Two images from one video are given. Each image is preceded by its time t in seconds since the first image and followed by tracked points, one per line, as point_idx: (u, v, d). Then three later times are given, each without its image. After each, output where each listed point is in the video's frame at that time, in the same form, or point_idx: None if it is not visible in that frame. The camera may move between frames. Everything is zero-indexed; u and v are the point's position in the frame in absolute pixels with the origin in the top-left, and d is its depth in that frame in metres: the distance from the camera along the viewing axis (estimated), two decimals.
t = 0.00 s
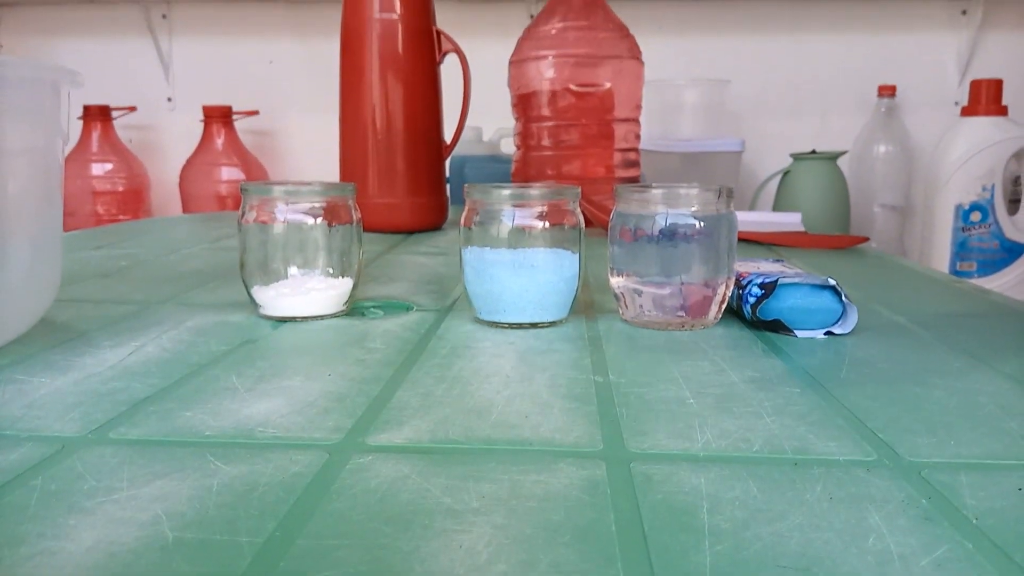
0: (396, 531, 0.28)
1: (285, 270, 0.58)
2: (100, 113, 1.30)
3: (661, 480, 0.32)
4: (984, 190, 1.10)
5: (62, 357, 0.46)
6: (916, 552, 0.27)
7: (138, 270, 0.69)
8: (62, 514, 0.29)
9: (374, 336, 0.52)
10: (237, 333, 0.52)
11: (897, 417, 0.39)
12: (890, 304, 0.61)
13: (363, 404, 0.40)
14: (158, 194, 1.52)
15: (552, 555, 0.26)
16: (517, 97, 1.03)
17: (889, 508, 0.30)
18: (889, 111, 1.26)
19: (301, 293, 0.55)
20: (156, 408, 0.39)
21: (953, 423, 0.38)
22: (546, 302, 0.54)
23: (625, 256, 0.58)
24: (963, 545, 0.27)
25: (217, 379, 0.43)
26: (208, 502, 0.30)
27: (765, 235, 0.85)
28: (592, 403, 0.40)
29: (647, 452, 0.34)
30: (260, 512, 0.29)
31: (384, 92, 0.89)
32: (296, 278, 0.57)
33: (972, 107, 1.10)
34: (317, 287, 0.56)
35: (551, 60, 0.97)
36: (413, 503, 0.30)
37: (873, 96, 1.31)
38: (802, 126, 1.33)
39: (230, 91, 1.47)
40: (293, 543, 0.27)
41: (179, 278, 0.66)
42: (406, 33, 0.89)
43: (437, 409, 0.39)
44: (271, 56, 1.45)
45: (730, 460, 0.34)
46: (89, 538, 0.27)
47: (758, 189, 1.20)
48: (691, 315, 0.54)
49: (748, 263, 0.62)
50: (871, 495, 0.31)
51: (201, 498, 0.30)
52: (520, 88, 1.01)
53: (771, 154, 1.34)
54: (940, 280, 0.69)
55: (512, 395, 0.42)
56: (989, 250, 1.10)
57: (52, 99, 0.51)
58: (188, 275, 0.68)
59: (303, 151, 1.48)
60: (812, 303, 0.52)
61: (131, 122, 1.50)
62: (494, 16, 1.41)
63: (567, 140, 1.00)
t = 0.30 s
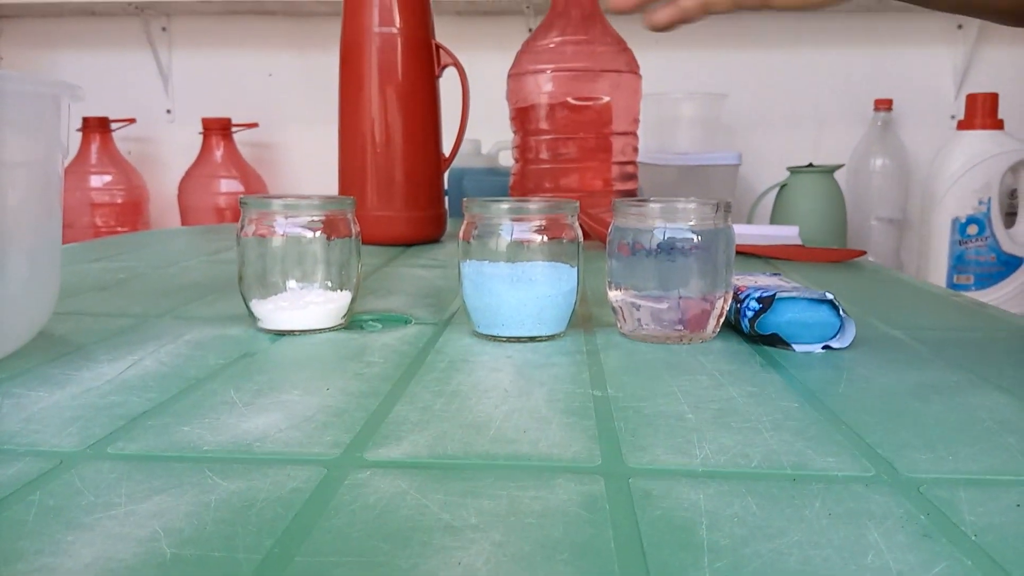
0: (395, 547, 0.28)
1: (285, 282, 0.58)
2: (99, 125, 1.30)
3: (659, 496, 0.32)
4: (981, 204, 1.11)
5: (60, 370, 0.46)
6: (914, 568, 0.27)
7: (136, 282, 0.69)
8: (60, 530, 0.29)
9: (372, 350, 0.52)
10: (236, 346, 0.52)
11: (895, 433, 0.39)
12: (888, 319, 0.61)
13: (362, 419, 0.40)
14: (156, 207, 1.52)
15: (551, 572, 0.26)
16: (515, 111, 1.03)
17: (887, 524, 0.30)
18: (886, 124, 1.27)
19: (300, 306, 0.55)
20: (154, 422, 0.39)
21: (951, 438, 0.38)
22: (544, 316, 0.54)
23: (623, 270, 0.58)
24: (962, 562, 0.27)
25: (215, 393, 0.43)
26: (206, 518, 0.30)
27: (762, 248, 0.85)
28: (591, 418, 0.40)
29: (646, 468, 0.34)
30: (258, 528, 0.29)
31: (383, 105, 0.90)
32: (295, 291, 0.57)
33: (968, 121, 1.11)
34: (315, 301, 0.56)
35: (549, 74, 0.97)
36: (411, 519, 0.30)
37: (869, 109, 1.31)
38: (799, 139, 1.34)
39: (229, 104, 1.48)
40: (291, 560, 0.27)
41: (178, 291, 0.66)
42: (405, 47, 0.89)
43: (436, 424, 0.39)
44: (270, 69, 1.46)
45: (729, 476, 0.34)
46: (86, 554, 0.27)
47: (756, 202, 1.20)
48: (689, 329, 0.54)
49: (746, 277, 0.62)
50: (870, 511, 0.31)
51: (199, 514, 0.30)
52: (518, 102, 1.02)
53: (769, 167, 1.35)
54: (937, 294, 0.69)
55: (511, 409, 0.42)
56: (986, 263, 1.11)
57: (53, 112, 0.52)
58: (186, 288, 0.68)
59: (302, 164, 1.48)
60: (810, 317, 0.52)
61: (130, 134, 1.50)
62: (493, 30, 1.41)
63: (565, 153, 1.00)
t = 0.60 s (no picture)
0: (394, 563, 0.28)
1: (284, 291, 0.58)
2: (100, 132, 1.31)
3: (659, 511, 0.32)
4: (981, 215, 1.11)
5: (60, 381, 0.46)
6: None
7: (136, 291, 0.69)
8: (59, 543, 0.29)
9: (372, 361, 0.52)
10: (236, 357, 0.52)
11: (896, 448, 0.39)
12: (888, 331, 0.61)
13: (361, 431, 0.40)
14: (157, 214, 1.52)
15: None
16: (515, 121, 1.03)
17: (887, 540, 0.30)
18: (886, 135, 1.28)
19: (300, 317, 0.55)
20: (153, 434, 0.39)
21: (951, 453, 0.38)
22: (544, 327, 0.54)
23: (623, 281, 0.58)
24: None
25: (214, 404, 0.43)
26: (205, 532, 0.30)
27: (762, 259, 0.85)
28: (590, 432, 0.40)
29: (646, 482, 0.34)
30: (257, 542, 0.29)
31: (384, 115, 0.90)
32: (295, 300, 0.57)
33: (968, 133, 1.11)
34: (315, 312, 0.56)
35: (549, 84, 0.98)
36: (410, 534, 0.30)
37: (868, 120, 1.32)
38: (799, 149, 1.34)
39: (230, 112, 1.48)
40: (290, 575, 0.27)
41: (178, 300, 0.66)
42: (406, 57, 0.90)
43: (435, 436, 0.39)
44: (271, 77, 1.46)
45: (729, 491, 0.34)
46: (85, 568, 0.27)
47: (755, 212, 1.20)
48: (689, 341, 0.54)
49: (745, 288, 0.62)
50: (870, 527, 0.31)
51: (197, 528, 0.30)
52: (518, 112, 1.02)
53: (768, 178, 1.35)
54: (936, 306, 0.70)
55: (510, 422, 0.41)
56: (986, 274, 1.12)
57: (54, 123, 0.52)
58: (186, 296, 0.68)
59: (302, 173, 1.48)
60: (810, 330, 0.52)
61: (131, 142, 1.50)
62: (493, 39, 1.42)
63: (565, 163, 1.00)
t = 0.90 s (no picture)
0: None
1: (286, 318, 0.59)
2: (105, 157, 1.32)
3: (659, 544, 0.32)
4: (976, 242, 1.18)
5: (63, 408, 0.46)
6: None
7: (139, 317, 0.69)
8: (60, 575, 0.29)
9: (373, 388, 0.52)
10: (238, 384, 0.52)
11: (896, 480, 0.39)
12: (886, 359, 0.61)
13: (363, 461, 0.40)
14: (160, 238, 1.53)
15: None
16: (516, 148, 1.04)
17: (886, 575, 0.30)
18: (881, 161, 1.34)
19: (301, 344, 0.55)
20: (155, 463, 0.39)
21: (950, 485, 0.38)
22: (545, 355, 0.54)
23: (624, 310, 0.57)
24: None
25: (216, 432, 0.43)
26: (206, 565, 0.30)
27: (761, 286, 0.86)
28: (591, 462, 0.40)
29: (647, 515, 0.34)
30: None
31: (386, 141, 0.91)
32: (296, 327, 0.58)
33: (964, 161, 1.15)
34: (317, 339, 0.56)
35: (550, 112, 0.99)
36: (411, 567, 0.30)
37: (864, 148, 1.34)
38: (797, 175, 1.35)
39: (234, 137, 1.50)
40: None
41: (179, 326, 0.66)
42: (409, 86, 0.91)
43: (436, 466, 0.39)
44: (274, 104, 1.48)
45: (729, 524, 0.34)
46: None
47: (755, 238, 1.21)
48: (688, 369, 0.55)
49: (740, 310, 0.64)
50: (870, 561, 0.31)
51: (199, 560, 0.30)
52: (519, 139, 1.03)
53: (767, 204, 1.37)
54: (935, 334, 0.70)
55: (511, 452, 0.42)
56: (982, 300, 1.20)
57: (61, 152, 0.52)
58: (188, 322, 0.68)
59: (306, 197, 1.50)
60: (798, 349, 0.55)
61: (135, 166, 1.51)
62: (495, 67, 1.43)
63: (565, 190, 1.01)
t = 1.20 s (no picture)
0: None
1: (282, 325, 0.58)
2: (102, 165, 1.32)
3: (655, 554, 0.32)
4: (972, 250, 1.20)
5: (59, 417, 0.46)
6: None
7: (136, 325, 0.69)
8: None
9: (370, 397, 0.52)
10: (234, 393, 0.52)
11: (891, 489, 0.39)
12: (880, 368, 0.62)
13: (359, 471, 0.40)
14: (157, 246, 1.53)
15: None
16: (513, 157, 1.04)
17: None
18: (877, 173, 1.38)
19: (298, 353, 0.55)
20: (151, 473, 0.39)
21: (945, 495, 0.38)
22: (541, 364, 0.55)
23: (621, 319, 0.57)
24: None
25: (212, 442, 0.43)
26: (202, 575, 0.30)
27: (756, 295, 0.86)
28: (587, 471, 0.40)
29: (642, 524, 0.34)
30: None
31: (383, 150, 0.91)
32: (293, 335, 0.58)
33: (959, 169, 1.20)
34: (314, 347, 0.56)
35: (546, 122, 0.99)
36: None
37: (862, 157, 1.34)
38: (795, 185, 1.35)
39: (231, 146, 1.50)
40: None
41: (175, 335, 0.66)
42: (405, 95, 0.91)
43: (433, 475, 0.39)
44: (272, 112, 1.48)
45: (725, 533, 0.34)
46: None
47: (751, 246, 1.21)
48: (684, 377, 0.55)
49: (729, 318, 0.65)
50: (866, 570, 0.31)
51: (196, 570, 0.30)
52: (516, 148, 1.03)
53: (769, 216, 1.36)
54: (929, 343, 0.70)
55: (507, 461, 0.42)
56: (978, 309, 1.20)
57: (59, 162, 0.53)
58: (185, 331, 0.68)
59: (303, 206, 1.50)
60: (777, 352, 0.57)
61: (132, 174, 1.52)
62: (493, 76, 1.44)
63: (561, 199, 1.01)
